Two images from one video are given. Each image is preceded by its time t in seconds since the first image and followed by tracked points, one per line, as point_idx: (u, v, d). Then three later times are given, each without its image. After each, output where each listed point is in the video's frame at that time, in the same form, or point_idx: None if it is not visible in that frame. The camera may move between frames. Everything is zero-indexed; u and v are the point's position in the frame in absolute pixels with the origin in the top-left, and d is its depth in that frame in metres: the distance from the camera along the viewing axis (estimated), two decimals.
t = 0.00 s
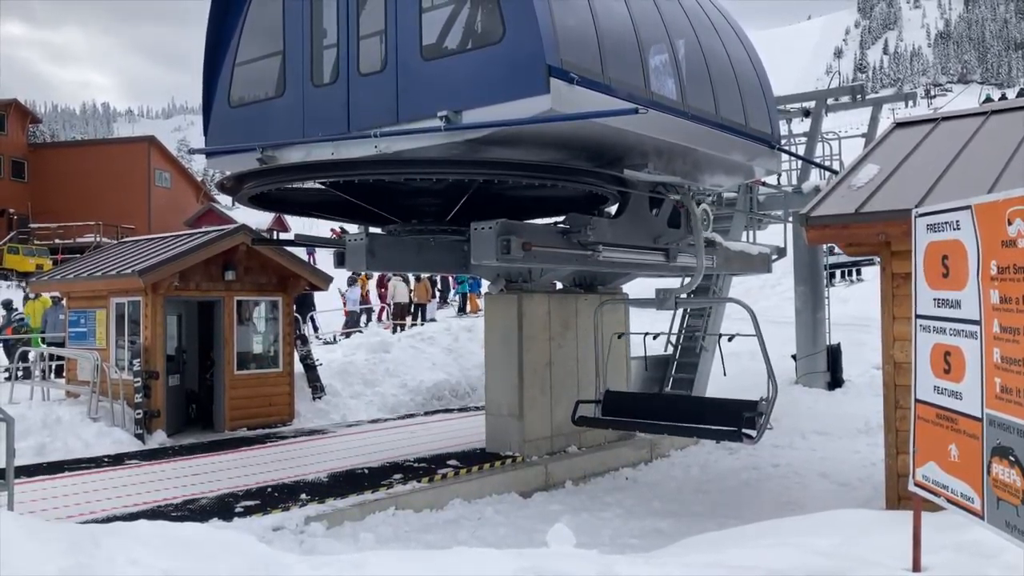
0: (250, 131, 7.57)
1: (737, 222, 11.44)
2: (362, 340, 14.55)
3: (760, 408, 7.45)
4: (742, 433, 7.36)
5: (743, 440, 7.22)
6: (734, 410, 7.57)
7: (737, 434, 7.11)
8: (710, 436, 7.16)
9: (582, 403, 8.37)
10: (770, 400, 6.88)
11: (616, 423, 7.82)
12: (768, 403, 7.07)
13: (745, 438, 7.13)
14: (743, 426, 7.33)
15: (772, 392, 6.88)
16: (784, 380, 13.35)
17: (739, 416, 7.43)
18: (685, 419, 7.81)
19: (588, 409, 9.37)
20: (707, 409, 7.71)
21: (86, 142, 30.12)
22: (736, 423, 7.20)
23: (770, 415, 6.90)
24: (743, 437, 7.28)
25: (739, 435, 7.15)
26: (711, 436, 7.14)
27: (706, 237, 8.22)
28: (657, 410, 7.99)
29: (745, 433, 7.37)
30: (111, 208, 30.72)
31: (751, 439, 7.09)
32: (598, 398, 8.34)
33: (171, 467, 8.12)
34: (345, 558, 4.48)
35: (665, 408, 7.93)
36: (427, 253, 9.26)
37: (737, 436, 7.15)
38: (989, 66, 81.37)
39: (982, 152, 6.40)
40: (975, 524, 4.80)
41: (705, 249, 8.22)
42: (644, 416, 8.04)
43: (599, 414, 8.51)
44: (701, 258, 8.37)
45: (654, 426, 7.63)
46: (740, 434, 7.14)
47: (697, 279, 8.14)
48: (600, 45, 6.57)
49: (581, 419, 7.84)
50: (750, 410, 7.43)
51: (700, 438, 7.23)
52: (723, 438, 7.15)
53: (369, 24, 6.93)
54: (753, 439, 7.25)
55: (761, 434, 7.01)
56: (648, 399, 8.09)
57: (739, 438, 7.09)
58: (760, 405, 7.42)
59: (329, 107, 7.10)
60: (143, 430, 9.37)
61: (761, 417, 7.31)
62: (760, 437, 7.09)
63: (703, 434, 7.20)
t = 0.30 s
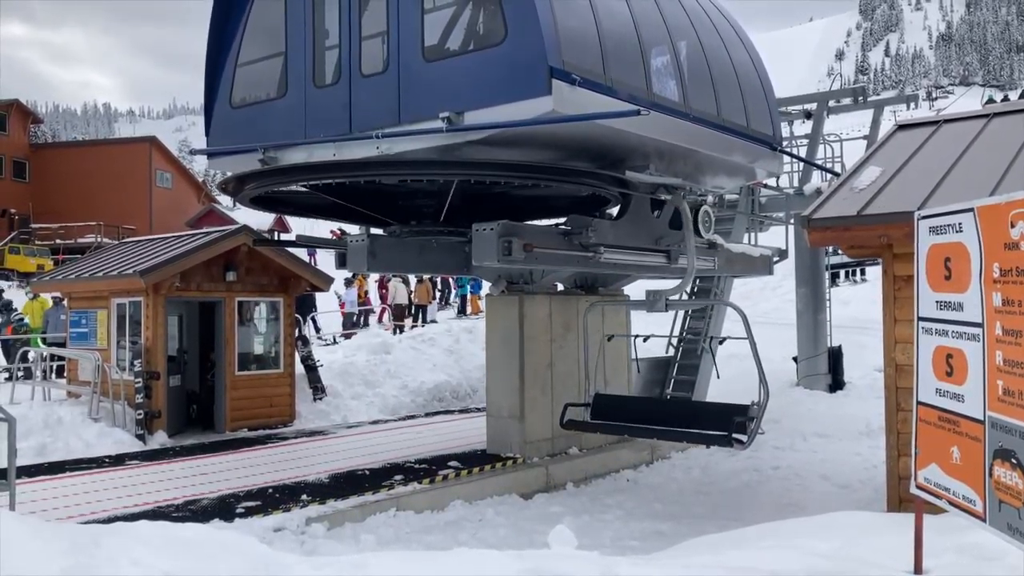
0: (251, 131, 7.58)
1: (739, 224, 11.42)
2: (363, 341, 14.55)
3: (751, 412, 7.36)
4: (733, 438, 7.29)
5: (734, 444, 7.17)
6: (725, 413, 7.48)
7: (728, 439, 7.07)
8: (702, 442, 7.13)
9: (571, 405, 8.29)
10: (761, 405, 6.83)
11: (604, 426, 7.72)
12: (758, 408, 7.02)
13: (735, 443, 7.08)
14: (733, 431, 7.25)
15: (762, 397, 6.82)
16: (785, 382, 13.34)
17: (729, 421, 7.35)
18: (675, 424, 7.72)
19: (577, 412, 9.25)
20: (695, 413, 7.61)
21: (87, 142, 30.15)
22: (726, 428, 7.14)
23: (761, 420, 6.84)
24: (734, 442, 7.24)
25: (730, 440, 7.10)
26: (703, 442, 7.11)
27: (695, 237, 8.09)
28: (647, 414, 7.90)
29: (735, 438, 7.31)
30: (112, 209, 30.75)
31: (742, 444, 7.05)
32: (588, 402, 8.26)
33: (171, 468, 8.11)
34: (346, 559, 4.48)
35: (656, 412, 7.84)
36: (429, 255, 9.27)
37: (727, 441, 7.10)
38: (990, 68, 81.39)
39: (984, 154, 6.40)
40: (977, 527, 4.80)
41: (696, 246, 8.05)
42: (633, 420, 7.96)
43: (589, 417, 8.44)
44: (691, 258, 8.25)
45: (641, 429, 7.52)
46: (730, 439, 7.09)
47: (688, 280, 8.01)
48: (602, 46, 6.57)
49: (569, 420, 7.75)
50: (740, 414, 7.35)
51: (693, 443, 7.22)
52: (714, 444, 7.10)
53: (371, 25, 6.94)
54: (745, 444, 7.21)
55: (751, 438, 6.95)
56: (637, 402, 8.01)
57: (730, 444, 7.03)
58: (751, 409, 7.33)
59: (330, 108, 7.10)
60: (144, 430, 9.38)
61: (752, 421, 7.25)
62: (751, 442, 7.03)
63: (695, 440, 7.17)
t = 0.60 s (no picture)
0: (255, 132, 7.58)
1: (742, 226, 11.41)
2: (366, 341, 14.55)
3: (743, 415, 7.27)
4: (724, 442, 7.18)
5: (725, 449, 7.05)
6: (717, 416, 7.35)
7: (719, 444, 6.93)
8: (692, 446, 7.00)
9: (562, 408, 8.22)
10: (755, 409, 6.78)
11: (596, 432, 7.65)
12: (751, 412, 6.95)
13: (725, 448, 6.95)
14: (725, 434, 7.16)
15: (756, 399, 6.76)
16: (787, 384, 13.33)
17: (721, 424, 7.23)
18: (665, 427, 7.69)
19: (567, 415, 9.12)
20: (686, 415, 7.54)
21: (91, 142, 30.21)
22: (717, 433, 6.98)
23: (754, 424, 6.75)
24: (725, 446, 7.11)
25: (720, 445, 6.96)
26: (693, 446, 6.99)
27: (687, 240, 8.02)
28: (636, 417, 7.85)
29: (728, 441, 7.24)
30: (115, 209, 30.80)
31: (733, 449, 6.94)
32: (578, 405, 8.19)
33: (173, 468, 8.11)
34: (349, 559, 4.47)
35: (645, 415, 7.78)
36: (432, 256, 9.26)
37: (718, 445, 6.97)
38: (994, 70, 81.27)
39: (988, 156, 6.38)
40: (980, 529, 4.80)
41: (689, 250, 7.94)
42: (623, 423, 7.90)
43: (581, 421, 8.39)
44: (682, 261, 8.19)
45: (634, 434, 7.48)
46: (720, 443, 6.95)
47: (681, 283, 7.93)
48: (606, 48, 6.57)
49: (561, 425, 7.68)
50: (732, 417, 7.26)
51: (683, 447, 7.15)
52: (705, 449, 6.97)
53: (375, 26, 6.94)
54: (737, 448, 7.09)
55: (744, 443, 6.83)
56: (626, 405, 7.96)
57: (721, 449, 6.91)
58: (744, 413, 7.25)
59: (334, 108, 7.11)
60: (147, 430, 9.39)
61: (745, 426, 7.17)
62: (743, 447, 6.91)
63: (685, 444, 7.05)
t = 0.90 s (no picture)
0: (260, 134, 7.61)
1: (745, 228, 11.41)
2: (370, 343, 14.57)
3: (737, 420, 7.29)
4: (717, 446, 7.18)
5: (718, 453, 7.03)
6: (710, 420, 7.38)
7: (711, 448, 6.92)
8: (683, 450, 6.98)
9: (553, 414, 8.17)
10: (748, 413, 6.76)
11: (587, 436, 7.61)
12: (745, 416, 6.88)
13: (718, 452, 6.94)
14: (718, 438, 7.17)
15: (750, 404, 6.72)
16: (791, 386, 13.33)
17: (714, 428, 7.24)
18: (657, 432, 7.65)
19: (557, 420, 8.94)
20: (679, 419, 7.53)
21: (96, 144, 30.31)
22: (709, 436, 6.97)
23: (747, 428, 6.73)
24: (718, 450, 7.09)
25: (713, 449, 6.95)
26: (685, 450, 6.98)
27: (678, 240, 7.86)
28: (627, 421, 7.81)
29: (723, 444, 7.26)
30: (119, 210, 30.88)
31: (726, 454, 6.93)
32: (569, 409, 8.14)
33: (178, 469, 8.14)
34: (354, 560, 4.49)
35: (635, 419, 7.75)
36: (436, 258, 9.27)
37: (712, 450, 6.95)
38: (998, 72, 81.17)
39: (992, 159, 6.39)
40: (984, 532, 4.80)
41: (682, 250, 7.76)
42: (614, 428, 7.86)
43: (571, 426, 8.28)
44: (673, 259, 8.01)
45: (625, 438, 7.43)
46: (712, 448, 6.93)
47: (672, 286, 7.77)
48: (610, 50, 6.59)
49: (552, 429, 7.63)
50: (725, 421, 7.27)
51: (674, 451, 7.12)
52: (697, 453, 6.95)
53: (380, 28, 6.96)
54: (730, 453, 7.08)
55: (737, 447, 6.80)
56: (618, 408, 7.92)
57: (714, 453, 6.90)
58: (737, 417, 7.28)
59: (339, 110, 7.13)
60: (151, 431, 9.42)
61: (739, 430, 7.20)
62: (735, 451, 6.89)
63: (676, 448, 7.03)
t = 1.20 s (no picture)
0: (265, 135, 7.61)
1: (750, 228, 11.40)
2: (374, 344, 14.57)
3: (730, 422, 7.15)
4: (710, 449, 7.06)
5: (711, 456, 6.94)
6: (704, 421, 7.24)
7: (705, 452, 6.84)
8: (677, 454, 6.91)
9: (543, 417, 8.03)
10: (743, 416, 6.70)
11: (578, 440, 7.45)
12: (740, 419, 6.79)
13: (711, 456, 6.86)
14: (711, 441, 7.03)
15: (744, 406, 6.67)
16: (796, 387, 13.30)
17: (706, 430, 7.10)
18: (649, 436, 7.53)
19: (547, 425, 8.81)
20: (672, 424, 7.41)
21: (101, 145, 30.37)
22: (703, 439, 6.88)
23: (742, 431, 6.64)
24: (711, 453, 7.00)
25: (707, 453, 6.87)
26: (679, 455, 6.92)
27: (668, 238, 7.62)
28: (618, 424, 7.67)
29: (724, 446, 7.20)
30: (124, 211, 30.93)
31: (719, 458, 6.84)
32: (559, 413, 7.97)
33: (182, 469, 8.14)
34: (358, 561, 4.47)
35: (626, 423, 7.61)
36: (440, 259, 9.26)
37: (705, 453, 6.88)
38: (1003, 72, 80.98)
39: (997, 160, 6.36)
40: (990, 533, 4.78)
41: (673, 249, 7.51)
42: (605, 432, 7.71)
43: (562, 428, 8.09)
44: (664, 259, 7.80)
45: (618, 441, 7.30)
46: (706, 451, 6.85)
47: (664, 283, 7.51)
48: (614, 50, 6.58)
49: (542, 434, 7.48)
50: (718, 423, 7.12)
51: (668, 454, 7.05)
52: (691, 457, 6.89)
53: (384, 29, 6.96)
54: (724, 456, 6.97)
55: (732, 450, 6.72)
56: (608, 412, 7.78)
57: (708, 457, 6.83)
58: (730, 420, 7.14)
59: (343, 111, 7.13)
60: (156, 431, 9.43)
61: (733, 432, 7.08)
62: (729, 454, 6.80)
63: (671, 453, 6.98)
